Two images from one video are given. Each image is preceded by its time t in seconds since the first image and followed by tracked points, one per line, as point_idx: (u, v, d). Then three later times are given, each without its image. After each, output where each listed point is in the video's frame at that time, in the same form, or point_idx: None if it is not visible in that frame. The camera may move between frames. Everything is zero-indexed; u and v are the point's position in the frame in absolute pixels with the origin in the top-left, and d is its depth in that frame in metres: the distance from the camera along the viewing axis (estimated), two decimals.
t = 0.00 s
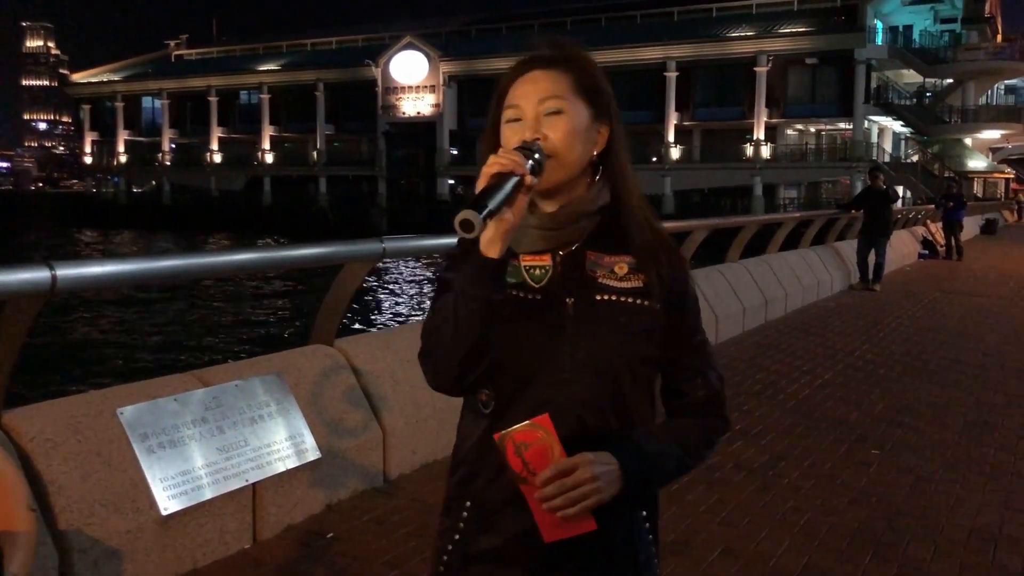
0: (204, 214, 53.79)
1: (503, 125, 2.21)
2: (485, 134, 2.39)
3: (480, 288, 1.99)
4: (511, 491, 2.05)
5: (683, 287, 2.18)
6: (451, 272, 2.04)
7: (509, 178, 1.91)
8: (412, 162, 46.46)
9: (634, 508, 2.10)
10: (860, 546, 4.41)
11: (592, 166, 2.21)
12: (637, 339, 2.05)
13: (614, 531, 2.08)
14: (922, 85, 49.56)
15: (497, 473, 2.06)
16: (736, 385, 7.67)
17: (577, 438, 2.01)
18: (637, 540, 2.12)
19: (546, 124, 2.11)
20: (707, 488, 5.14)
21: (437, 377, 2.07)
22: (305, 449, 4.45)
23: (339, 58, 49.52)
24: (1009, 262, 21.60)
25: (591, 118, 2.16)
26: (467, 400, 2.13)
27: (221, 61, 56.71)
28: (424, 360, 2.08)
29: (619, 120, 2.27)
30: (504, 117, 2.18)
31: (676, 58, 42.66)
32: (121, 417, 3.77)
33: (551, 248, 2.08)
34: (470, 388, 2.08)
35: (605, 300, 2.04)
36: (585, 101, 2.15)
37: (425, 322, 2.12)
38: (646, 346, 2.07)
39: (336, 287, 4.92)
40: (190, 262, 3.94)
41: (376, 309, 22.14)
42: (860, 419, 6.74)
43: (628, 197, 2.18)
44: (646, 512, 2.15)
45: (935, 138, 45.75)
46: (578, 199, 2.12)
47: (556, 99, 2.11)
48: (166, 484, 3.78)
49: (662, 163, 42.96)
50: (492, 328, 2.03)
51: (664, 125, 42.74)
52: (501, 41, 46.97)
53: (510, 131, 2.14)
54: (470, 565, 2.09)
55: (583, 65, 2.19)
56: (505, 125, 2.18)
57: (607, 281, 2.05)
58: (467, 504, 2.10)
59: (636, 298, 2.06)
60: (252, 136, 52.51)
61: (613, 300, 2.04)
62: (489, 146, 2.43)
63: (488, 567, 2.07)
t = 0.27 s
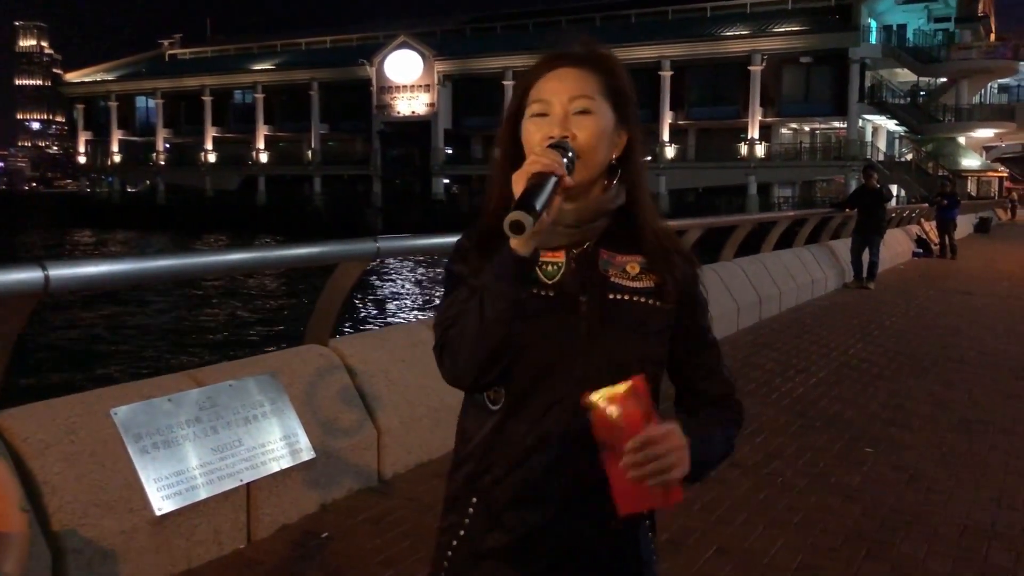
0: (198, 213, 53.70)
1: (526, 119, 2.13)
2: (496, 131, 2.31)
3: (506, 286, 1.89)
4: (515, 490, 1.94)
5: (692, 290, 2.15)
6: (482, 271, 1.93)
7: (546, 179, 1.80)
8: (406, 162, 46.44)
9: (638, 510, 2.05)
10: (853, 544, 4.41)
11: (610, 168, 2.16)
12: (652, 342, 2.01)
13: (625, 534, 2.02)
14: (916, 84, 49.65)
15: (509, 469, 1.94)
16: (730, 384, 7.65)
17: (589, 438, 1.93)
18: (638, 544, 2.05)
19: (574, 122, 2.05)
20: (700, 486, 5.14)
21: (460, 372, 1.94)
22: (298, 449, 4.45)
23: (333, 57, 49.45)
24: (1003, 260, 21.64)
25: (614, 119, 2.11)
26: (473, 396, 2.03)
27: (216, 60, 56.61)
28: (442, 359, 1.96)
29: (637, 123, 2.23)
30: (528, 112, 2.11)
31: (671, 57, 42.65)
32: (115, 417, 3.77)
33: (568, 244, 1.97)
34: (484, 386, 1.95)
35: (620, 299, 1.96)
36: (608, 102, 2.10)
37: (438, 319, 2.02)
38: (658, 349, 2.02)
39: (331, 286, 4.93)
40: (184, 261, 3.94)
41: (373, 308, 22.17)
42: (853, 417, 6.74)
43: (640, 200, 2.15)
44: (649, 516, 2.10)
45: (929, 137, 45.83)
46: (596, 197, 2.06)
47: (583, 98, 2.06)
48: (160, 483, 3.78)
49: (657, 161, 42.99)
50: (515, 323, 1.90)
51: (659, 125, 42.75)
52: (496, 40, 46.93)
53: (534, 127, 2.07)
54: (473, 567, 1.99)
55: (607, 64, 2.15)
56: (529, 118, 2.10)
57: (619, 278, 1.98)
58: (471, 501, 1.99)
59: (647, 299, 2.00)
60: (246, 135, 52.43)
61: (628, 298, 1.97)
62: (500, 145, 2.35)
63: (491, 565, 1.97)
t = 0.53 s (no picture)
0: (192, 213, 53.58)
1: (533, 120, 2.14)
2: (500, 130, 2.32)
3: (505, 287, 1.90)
4: (515, 487, 1.94)
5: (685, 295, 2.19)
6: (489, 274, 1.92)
7: (562, 182, 1.81)
8: (400, 162, 46.39)
9: (633, 509, 2.07)
10: (847, 543, 4.44)
11: (612, 173, 2.18)
12: (650, 345, 2.06)
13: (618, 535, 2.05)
14: (909, 84, 49.77)
15: (506, 470, 1.94)
16: (724, 383, 7.66)
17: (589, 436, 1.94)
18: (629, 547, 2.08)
19: (582, 124, 2.06)
20: (695, 486, 5.15)
21: (464, 375, 1.92)
22: (293, 449, 4.45)
23: (327, 57, 49.35)
24: (996, 259, 21.69)
25: (621, 123, 2.13)
26: (469, 397, 2.01)
27: (209, 60, 56.48)
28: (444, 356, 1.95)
29: (640, 127, 2.26)
30: (535, 112, 2.11)
31: (665, 57, 42.64)
32: (109, 417, 3.76)
33: (567, 249, 2.01)
34: (486, 390, 1.93)
35: (618, 302, 2.01)
36: (616, 106, 2.12)
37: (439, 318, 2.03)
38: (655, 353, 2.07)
39: (326, 286, 4.92)
40: (178, 262, 3.93)
41: (369, 307, 22.18)
42: (847, 416, 6.76)
43: (638, 207, 2.20)
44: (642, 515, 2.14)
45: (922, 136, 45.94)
46: (600, 203, 2.08)
47: (593, 100, 2.07)
48: (154, 484, 3.76)
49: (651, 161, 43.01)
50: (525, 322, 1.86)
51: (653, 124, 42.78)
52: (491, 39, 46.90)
53: (541, 127, 2.09)
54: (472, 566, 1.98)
55: (613, 68, 2.17)
56: (537, 117, 2.11)
57: (618, 283, 2.03)
58: (470, 499, 1.97)
59: (645, 302, 2.05)
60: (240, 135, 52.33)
61: (626, 302, 2.02)
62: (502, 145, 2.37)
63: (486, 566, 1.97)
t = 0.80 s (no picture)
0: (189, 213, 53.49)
1: (527, 124, 2.16)
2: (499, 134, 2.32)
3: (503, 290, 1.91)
4: (512, 485, 1.95)
5: (680, 296, 2.19)
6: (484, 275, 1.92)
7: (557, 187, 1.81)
8: (397, 162, 46.34)
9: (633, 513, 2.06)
10: (845, 542, 4.45)
11: (606, 178, 2.18)
12: (645, 343, 2.05)
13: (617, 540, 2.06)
14: (905, 85, 49.85)
15: (501, 471, 1.95)
16: (722, 383, 7.67)
17: (588, 435, 1.95)
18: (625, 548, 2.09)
19: (577, 130, 2.07)
20: (695, 486, 5.16)
21: (462, 377, 1.91)
22: (292, 449, 4.45)
23: (324, 57, 49.31)
24: (992, 260, 21.71)
25: (617, 127, 2.13)
26: (469, 398, 2.00)
27: (206, 60, 56.39)
28: (442, 358, 1.96)
29: (639, 128, 2.26)
30: (532, 115, 2.12)
31: (662, 58, 42.67)
32: (108, 418, 3.76)
33: (562, 248, 2.00)
34: (482, 390, 1.93)
35: (613, 302, 1.99)
36: (611, 111, 2.13)
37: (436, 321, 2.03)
38: (649, 351, 2.06)
39: (326, 287, 4.93)
40: (176, 261, 3.93)
41: (366, 308, 22.18)
42: (845, 416, 6.78)
43: (636, 208, 2.19)
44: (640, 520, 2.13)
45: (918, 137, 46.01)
46: (595, 203, 2.08)
47: (589, 106, 2.08)
48: (152, 484, 3.77)
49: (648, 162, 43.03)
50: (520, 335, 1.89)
51: (649, 125, 42.81)
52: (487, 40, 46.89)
53: (537, 130, 2.09)
54: (469, 564, 1.99)
55: (611, 70, 2.18)
56: (532, 121, 2.13)
57: (612, 282, 2.02)
58: (466, 499, 1.99)
59: (639, 303, 2.04)
60: (237, 135, 52.27)
61: (620, 301, 2.00)
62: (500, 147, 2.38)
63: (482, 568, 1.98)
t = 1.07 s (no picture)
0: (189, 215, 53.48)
1: (520, 124, 2.16)
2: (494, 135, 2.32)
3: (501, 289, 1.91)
4: (509, 486, 1.95)
5: (675, 298, 2.19)
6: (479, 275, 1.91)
7: (547, 188, 1.81)
8: (398, 164, 46.34)
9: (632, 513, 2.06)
10: (847, 544, 4.45)
11: (600, 177, 2.18)
12: (639, 344, 2.05)
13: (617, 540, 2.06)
14: (906, 87, 49.84)
15: (498, 471, 1.95)
16: (723, 385, 7.67)
17: (584, 437, 1.96)
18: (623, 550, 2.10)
19: (569, 130, 2.06)
20: (697, 488, 5.16)
21: (457, 378, 1.92)
22: (293, 450, 4.46)
23: (325, 59, 49.33)
24: (994, 263, 21.69)
25: (610, 127, 2.13)
26: (464, 400, 2.01)
27: (207, 62, 56.39)
28: (439, 358, 1.96)
29: (633, 129, 2.26)
30: (524, 115, 2.12)
31: (662, 60, 42.69)
32: (111, 418, 3.77)
33: (556, 249, 2.00)
34: (477, 390, 1.94)
35: (608, 303, 2.00)
36: (604, 111, 2.12)
37: (430, 323, 2.03)
38: (643, 352, 2.06)
39: (327, 289, 4.93)
40: (177, 262, 3.93)
41: (367, 309, 22.24)
42: (847, 419, 6.78)
43: (630, 208, 2.19)
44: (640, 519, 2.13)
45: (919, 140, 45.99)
46: (587, 204, 2.08)
47: (580, 107, 2.07)
48: (154, 484, 3.77)
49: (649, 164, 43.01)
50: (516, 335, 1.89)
51: (650, 127, 42.82)
52: (488, 41, 46.90)
53: (530, 130, 2.09)
54: (466, 565, 1.99)
55: (603, 71, 2.17)
56: (524, 122, 2.13)
57: (607, 284, 2.02)
58: (463, 500, 1.99)
59: (634, 303, 2.04)
60: (238, 136, 52.29)
61: (615, 302, 2.01)
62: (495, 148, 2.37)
63: (481, 569, 1.98)
